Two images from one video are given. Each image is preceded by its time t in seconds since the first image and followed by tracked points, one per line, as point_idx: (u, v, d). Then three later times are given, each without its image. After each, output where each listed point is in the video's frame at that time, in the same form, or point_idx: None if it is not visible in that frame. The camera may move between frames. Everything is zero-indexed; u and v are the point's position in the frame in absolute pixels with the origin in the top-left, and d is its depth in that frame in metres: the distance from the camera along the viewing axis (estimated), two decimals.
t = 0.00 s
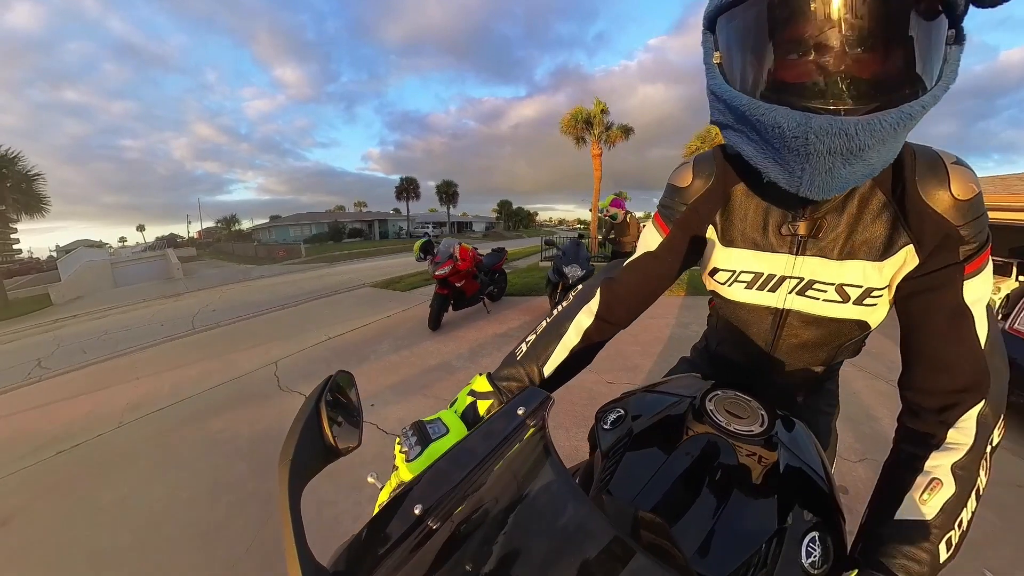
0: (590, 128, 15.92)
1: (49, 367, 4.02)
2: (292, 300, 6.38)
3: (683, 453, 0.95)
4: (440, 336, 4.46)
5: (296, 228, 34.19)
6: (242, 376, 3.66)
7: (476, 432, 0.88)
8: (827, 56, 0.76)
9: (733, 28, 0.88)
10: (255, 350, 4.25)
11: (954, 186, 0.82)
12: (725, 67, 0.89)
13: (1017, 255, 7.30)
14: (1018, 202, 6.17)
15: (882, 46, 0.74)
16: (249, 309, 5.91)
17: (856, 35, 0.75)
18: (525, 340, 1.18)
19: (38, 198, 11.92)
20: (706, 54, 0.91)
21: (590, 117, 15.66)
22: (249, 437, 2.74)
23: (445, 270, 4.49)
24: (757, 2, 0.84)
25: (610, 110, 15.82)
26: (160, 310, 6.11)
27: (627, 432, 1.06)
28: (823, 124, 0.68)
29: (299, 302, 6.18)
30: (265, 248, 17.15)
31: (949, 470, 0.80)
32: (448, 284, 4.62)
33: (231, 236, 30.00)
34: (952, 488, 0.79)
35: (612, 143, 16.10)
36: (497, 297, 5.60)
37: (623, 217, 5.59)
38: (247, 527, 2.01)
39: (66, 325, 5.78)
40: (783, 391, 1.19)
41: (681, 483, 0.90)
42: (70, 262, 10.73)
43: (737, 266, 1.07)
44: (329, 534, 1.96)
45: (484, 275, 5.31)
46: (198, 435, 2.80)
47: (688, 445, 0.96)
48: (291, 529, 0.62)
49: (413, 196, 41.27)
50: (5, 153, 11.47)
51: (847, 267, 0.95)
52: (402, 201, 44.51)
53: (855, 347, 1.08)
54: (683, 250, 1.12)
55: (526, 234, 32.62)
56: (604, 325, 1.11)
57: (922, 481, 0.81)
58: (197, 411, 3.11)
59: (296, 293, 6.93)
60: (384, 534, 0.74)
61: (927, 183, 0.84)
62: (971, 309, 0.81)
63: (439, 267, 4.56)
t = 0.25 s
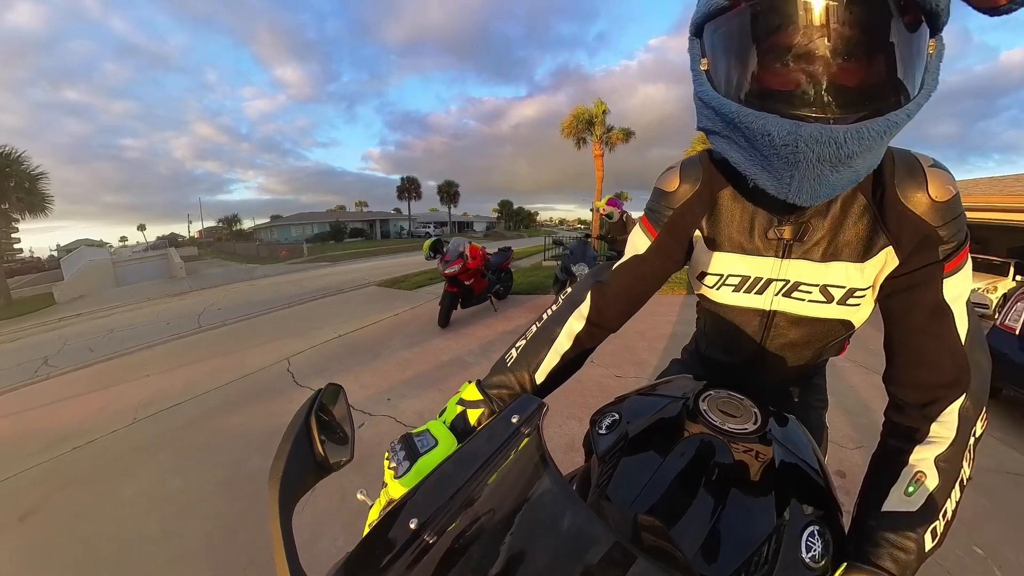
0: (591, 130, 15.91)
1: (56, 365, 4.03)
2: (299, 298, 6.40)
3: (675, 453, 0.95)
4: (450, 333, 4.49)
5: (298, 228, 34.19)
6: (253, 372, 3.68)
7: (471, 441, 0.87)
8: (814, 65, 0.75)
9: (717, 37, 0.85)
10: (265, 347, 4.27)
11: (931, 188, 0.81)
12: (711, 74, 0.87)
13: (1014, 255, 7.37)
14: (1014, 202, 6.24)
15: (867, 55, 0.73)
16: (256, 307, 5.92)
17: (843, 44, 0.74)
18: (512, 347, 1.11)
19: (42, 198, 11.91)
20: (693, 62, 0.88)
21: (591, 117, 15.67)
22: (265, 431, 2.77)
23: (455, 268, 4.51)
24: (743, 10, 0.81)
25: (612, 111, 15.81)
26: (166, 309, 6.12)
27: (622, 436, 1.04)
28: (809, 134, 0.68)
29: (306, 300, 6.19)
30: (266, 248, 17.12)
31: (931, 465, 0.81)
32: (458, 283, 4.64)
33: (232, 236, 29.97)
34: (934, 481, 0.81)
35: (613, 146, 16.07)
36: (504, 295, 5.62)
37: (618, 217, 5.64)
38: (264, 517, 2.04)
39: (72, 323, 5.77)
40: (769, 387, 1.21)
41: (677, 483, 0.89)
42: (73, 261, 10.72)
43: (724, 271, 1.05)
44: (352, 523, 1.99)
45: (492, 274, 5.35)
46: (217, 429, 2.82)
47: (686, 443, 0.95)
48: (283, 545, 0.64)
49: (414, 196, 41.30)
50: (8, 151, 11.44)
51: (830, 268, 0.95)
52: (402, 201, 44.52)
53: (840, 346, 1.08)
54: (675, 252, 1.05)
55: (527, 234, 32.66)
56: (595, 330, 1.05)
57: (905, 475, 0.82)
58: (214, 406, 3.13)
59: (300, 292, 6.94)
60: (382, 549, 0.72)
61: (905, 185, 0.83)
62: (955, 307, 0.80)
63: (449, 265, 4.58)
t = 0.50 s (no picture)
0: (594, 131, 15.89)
1: (64, 364, 4.03)
2: (305, 297, 6.42)
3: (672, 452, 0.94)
4: (457, 331, 4.52)
5: (298, 228, 34.20)
6: (263, 369, 3.70)
7: (469, 448, 0.87)
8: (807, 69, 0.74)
9: (709, 38, 0.84)
10: (273, 345, 4.29)
11: (923, 184, 0.82)
12: (703, 76, 0.86)
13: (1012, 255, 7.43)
14: (1010, 202, 6.29)
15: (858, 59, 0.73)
16: (262, 306, 5.94)
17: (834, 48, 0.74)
18: (510, 351, 1.11)
19: (45, 198, 11.88)
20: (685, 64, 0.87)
21: (592, 118, 15.68)
22: (278, 427, 2.79)
23: (463, 266, 4.55)
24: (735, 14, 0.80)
25: (614, 112, 15.77)
26: (170, 308, 6.12)
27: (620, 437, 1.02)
28: (801, 140, 0.69)
29: (311, 299, 6.21)
30: (266, 248, 17.10)
31: (928, 455, 0.83)
32: (466, 281, 4.68)
33: (233, 236, 29.97)
34: (930, 470, 0.83)
35: (614, 146, 16.08)
36: (509, 293, 5.66)
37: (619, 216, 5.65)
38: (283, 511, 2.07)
39: (77, 322, 5.77)
40: (763, 381, 1.21)
41: (676, 481, 0.89)
42: (74, 261, 10.70)
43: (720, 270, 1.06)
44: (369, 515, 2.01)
45: (499, 273, 5.39)
46: (231, 425, 2.84)
47: (681, 445, 0.95)
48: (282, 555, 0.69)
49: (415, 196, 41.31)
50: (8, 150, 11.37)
51: (824, 266, 0.95)
52: (402, 201, 44.47)
53: (834, 340, 1.09)
54: (673, 252, 1.02)
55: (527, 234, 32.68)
56: (593, 331, 1.01)
57: (903, 467, 0.84)
58: (226, 402, 3.15)
59: (304, 291, 6.95)
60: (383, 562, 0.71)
61: (900, 183, 0.84)
62: (946, 302, 0.82)
63: (457, 264, 4.62)
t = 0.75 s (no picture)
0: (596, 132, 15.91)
1: (72, 361, 4.05)
2: (310, 296, 6.44)
3: (668, 448, 0.94)
4: (464, 328, 4.55)
5: (300, 227, 34.24)
6: (274, 365, 3.73)
7: (467, 451, 0.86)
8: (827, 64, 0.73)
9: (729, 27, 0.83)
10: (281, 341, 4.32)
11: (926, 188, 0.85)
12: (720, 67, 0.85)
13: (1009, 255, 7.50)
14: (1006, 203, 6.35)
15: (880, 54, 0.73)
16: (268, 304, 5.97)
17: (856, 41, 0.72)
18: (512, 350, 1.10)
19: (49, 197, 11.88)
20: (702, 54, 0.87)
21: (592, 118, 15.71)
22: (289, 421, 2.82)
23: (470, 264, 4.60)
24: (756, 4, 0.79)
25: (616, 113, 15.79)
26: (176, 307, 6.13)
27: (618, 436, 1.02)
28: (820, 134, 0.69)
29: (317, 297, 6.24)
30: (268, 248, 17.12)
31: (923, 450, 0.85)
32: (472, 279, 4.72)
33: (234, 235, 30.00)
34: (927, 467, 0.84)
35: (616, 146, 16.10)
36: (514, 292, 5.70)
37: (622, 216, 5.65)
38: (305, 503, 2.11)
39: (83, 320, 5.79)
40: (762, 379, 1.22)
41: (672, 477, 0.88)
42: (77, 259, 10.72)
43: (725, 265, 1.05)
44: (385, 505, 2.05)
45: (504, 271, 5.43)
46: (244, 419, 2.87)
47: (674, 445, 0.94)
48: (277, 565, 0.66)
49: (416, 196, 41.36)
50: (11, 149, 11.36)
51: (829, 264, 0.95)
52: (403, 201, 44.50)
53: (832, 338, 1.10)
54: (676, 248, 1.03)
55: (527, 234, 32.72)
56: (594, 330, 1.02)
57: (900, 462, 0.85)
58: (239, 397, 3.18)
59: (308, 290, 6.98)
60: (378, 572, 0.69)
61: (907, 185, 0.86)
62: (944, 302, 0.84)
63: (464, 262, 4.66)
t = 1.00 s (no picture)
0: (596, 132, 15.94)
1: (79, 359, 4.07)
2: (313, 294, 6.46)
3: (661, 443, 0.90)
4: (470, 325, 4.58)
5: (300, 227, 34.25)
6: (283, 361, 3.76)
7: (459, 450, 0.88)
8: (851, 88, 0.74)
9: (757, 32, 0.80)
10: (288, 339, 4.34)
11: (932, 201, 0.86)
12: (743, 73, 0.82)
13: (1006, 255, 7.56)
14: (1002, 204, 6.40)
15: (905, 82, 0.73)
16: (272, 303, 5.98)
17: (885, 68, 0.72)
18: (514, 351, 1.09)
19: (52, 196, 11.89)
20: (725, 57, 0.83)
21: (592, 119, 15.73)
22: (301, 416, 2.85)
23: (475, 263, 4.64)
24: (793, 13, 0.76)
25: (617, 113, 15.80)
26: (180, 305, 6.16)
27: (610, 435, 0.97)
28: (840, 165, 0.72)
29: (322, 296, 6.25)
30: (269, 247, 17.15)
31: (917, 452, 0.87)
32: (477, 277, 4.76)
33: (235, 235, 29.98)
34: (924, 470, 0.86)
35: (617, 146, 16.12)
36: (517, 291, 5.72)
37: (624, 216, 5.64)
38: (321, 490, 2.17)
39: (87, 319, 5.79)
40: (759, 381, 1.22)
41: (665, 471, 0.84)
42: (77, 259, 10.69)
43: (732, 271, 1.05)
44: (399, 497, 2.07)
45: (508, 270, 5.47)
46: (256, 414, 2.90)
47: (663, 442, 0.90)
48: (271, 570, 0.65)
49: (417, 196, 41.39)
50: (13, 148, 11.35)
51: (833, 272, 0.97)
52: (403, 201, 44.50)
53: (828, 343, 1.12)
54: (679, 252, 1.03)
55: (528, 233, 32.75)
56: (596, 333, 1.04)
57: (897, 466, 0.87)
58: (249, 393, 3.20)
59: (312, 288, 7.01)
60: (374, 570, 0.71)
61: (914, 200, 0.87)
62: (942, 311, 0.86)
63: (468, 261, 4.71)
